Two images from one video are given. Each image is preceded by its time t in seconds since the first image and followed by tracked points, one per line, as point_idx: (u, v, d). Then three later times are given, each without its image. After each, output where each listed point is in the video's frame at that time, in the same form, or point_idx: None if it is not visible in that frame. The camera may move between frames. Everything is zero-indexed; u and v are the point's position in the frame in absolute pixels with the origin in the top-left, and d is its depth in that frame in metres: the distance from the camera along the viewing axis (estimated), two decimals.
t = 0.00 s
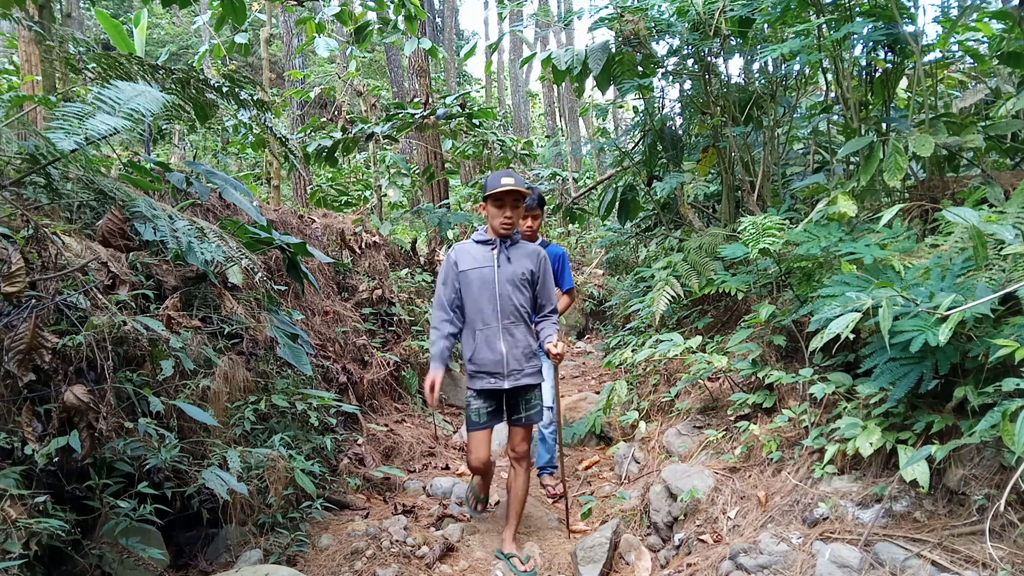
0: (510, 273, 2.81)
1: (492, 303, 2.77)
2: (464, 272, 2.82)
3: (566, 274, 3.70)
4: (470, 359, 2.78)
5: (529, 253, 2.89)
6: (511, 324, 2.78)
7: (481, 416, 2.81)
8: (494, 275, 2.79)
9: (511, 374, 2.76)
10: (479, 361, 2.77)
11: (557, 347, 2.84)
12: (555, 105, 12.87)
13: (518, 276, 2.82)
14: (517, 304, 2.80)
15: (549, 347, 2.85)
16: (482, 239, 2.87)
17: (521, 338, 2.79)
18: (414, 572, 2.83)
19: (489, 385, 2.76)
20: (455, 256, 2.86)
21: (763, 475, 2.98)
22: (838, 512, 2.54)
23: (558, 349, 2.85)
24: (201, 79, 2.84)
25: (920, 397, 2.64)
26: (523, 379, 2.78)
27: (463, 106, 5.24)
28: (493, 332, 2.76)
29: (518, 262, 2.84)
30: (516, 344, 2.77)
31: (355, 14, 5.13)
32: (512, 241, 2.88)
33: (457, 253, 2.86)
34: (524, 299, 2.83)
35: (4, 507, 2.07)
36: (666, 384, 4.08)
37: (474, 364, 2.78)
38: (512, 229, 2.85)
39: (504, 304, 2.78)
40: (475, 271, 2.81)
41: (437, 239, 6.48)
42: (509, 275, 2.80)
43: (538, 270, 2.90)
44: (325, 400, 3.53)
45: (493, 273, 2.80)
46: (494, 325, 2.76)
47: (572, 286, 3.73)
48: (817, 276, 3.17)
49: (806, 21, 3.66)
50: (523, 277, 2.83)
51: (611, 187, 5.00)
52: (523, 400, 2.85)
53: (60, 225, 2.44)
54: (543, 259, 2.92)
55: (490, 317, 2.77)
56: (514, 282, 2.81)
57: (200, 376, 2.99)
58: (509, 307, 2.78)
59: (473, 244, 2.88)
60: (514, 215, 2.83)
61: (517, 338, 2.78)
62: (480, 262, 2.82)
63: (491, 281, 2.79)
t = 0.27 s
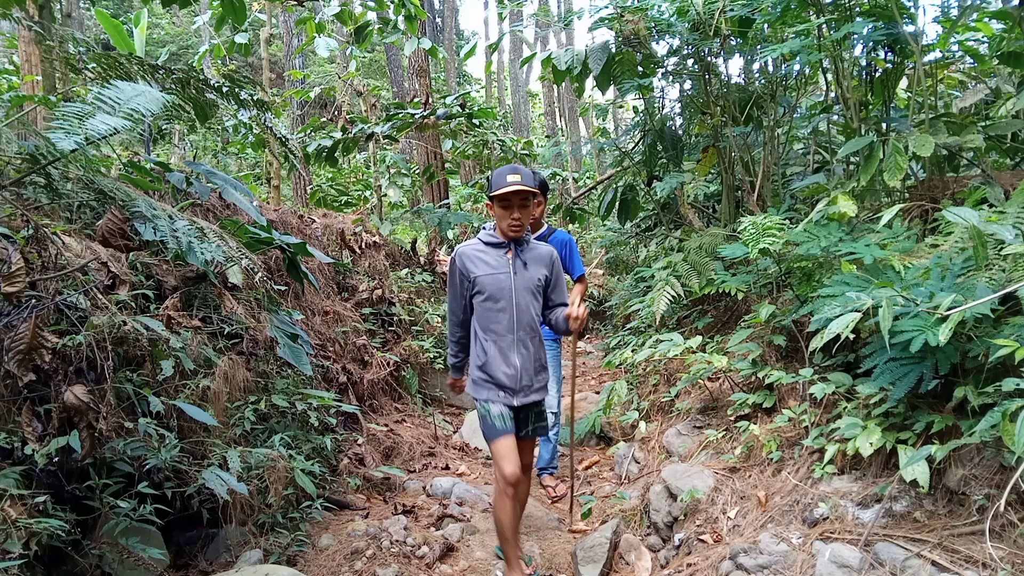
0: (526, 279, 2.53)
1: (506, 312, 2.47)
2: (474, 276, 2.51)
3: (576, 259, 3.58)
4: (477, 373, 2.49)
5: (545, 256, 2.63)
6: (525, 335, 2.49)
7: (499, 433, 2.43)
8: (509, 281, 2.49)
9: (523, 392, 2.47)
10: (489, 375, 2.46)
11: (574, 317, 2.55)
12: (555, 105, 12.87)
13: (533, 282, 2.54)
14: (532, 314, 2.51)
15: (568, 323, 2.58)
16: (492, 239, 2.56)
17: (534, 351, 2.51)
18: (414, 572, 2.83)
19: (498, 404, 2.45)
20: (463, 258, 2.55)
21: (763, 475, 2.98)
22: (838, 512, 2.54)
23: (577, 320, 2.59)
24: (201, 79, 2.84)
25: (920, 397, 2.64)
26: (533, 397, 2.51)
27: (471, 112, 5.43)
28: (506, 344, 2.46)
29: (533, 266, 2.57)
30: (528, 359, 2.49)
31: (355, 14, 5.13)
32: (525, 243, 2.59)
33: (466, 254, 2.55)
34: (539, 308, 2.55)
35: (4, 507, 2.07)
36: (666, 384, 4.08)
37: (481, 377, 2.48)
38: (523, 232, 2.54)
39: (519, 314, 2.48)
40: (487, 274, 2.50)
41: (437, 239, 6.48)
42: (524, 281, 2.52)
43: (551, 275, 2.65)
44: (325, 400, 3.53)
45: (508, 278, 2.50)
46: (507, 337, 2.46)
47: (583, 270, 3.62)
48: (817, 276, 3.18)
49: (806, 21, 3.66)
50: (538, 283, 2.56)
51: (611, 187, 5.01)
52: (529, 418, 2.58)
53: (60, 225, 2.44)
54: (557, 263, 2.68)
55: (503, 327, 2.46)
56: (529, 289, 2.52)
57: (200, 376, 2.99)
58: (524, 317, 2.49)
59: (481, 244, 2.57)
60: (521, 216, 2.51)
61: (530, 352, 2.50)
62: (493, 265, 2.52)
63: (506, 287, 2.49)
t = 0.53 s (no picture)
0: (531, 296, 2.43)
1: (511, 334, 2.39)
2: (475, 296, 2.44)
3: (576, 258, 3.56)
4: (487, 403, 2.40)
5: (551, 267, 2.52)
6: (534, 358, 2.39)
7: (509, 472, 2.42)
8: (512, 299, 2.41)
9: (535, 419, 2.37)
10: (497, 403, 2.37)
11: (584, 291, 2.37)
12: (555, 105, 12.87)
13: (540, 297, 2.44)
14: (540, 333, 2.41)
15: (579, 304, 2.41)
16: (491, 254, 2.47)
17: (546, 373, 2.40)
18: (414, 572, 2.83)
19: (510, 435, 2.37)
20: (463, 277, 2.48)
21: (763, 475, 2.98)
22: (838, 512, 2.54)
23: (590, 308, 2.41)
24: (201, 79, 2.84)
25: (920, 397, 2.64)
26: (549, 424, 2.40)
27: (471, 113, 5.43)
28: (514, 369, 2.37)
29: (538, 280, 2.46)
30: (539, 382, 2.39)
31: (355, 14, 5.14)
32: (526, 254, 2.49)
33: (465, 273, 2.48)
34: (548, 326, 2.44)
35: (4, 507, 2.07)
36: (666, 384, 4.08)
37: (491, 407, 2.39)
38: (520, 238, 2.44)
39: (526, 334, 2.39)
40: (488, 294, 2.43)
41: (437, 239, 6.48)
42: (530, 298, 2.43)
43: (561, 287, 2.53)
44: (325, 400, 3.53)
45: (511, 297, 2.41)
46: (515, 360, 2.38)
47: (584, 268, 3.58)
48: (817, 276, 3.18)
49: (806, 21, 3.66)
50: (545, 298, 2.45)
51: (611, 187, 5.01)
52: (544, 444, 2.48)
53: (60, 224, 2.44)
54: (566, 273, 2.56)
55: (510, 350, 2.38)
56: (535, 307, 2.42)
57: (200, 376, 2.99)
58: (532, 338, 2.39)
59: (481, 261, 2.49)
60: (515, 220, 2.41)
61: (541, 374, 2.39)
62: (495, 283, 2.44)
63: (509, 307, 2.41)
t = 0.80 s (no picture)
0: (522, 290, 2.28)
1: (502, 332, 2.26)
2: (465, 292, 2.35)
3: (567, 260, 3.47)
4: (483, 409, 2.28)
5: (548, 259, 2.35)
6: (527, 358, 2.22)
7: (510, 482, 2.29)
8: (501, 296, 2.28)
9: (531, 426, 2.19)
10: (490, 407, 2.25)
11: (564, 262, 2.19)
12: (555, 105, 12.86)
13: (533, 291, 2.28)
14: (534, 331, 2.24)
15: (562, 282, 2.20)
16: (485, 247, 2.39)
17: (541, 375, 2.21)
18: (414, 572, 2.83)
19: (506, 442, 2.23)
20: (455, 273, 2.40)
21: (763, 475, 2.98)
22: (838, 512, 2.54)
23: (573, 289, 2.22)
24: (201, 79, 2.84)
25: (920, 397, 2.64)
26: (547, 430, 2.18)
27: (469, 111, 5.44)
28: (505, 371, 2.23)
29: (531, 274, 2.31)
30: (535, 386, 2.21)
31: (355, 14, 5.14)
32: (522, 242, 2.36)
33: (457, 269, 2.41)
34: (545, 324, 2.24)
35: (4, 507, 2.06)
36: (666, 384, 4.08)
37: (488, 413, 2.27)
38: (509, 224, 2.34)
39: (517, 332, 2.24)
40: (477, 289, 2.32)
41: (437, 239, 6.48)
42: (522, 293, 2.28)
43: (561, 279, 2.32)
44: (325, 400, 3.53)
45: (500, 293, 2.29)
46: (506, 361, 2.24)
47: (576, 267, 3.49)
48: (817, 276, 3.18)
49: (806, 21, 3.66)
50: (539, 292, 2.28)
51: (611, 187, 5.01)
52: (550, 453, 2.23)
53: (60, 224, 2.43)
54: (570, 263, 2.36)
55: (500, 350, 2.25)
56: (528, 303, 2.26)
57: (200, 376, 2.99)
58: (523, 336, 2.23)
59: (476, 258, 2.40)
60: (502, 204, 2.32)
61: (537, 377, 2.21)
62: (485, 278, 2.33)
63: (498, 303, 2.28)
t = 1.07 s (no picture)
0: (520, 309, 1.99)
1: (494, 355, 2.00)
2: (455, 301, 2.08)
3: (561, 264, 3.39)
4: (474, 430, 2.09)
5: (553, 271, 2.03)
6: (521, 387, 1.98)
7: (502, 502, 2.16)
8: (494, 312, 2.01)
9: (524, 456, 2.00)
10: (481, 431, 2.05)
11: (555, 284, 1.78)
12: (555, 105, 12.86)
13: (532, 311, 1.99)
14: (529, 356, 1.98)
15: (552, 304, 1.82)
16: (484, 251, 2.07)
17: (536, 403, 1.97)
18: (414, 572, 2.84)
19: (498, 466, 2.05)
20: (446, 276, 2.13)
21: (763, 475, 2.98)
22: (838, 512, 2.54)
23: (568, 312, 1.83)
24: (201, 79, 2.84)
25: (920, 397, 2.63)
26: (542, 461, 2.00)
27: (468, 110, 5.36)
28: (498, 397, 2.00)
29: (531, 290, 2.00)
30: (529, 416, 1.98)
31: (355, 14, 5.14)
32: (526, 252, 2.04)
33: (448, 270, 2.13)
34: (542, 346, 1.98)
35: (4, 507, 2.06)
36: (666, 384, 4.08)
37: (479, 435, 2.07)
38: (513, 224, 2.01)
39: (511, 357, 1.98)
40: (468, 301, 2.05)
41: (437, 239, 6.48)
42: (519, 312, 1.99)
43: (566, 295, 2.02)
44: (326, 400, 3.53)
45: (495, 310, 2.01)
46: (499, 387, 2.00)
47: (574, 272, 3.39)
48: (817, 276, 3.18)
49: (806, 21, 3.66)
50: (539, 312, 1.98)
51: (611, 187, 5.01)
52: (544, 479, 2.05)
53: (60, 224, 2.43)
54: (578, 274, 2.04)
55: (492, 373, 2.01)
56: (525, 324, 1.99)
57: (200, 376, 2.99)
58: (519, 362, 1.97)
59: (472, 260, 2.10)
60: (509, 200, 2.01)
61: (532, 407, 1.97)
62: (478, 289, 2.05)
63: (492, 322, 2.01)
